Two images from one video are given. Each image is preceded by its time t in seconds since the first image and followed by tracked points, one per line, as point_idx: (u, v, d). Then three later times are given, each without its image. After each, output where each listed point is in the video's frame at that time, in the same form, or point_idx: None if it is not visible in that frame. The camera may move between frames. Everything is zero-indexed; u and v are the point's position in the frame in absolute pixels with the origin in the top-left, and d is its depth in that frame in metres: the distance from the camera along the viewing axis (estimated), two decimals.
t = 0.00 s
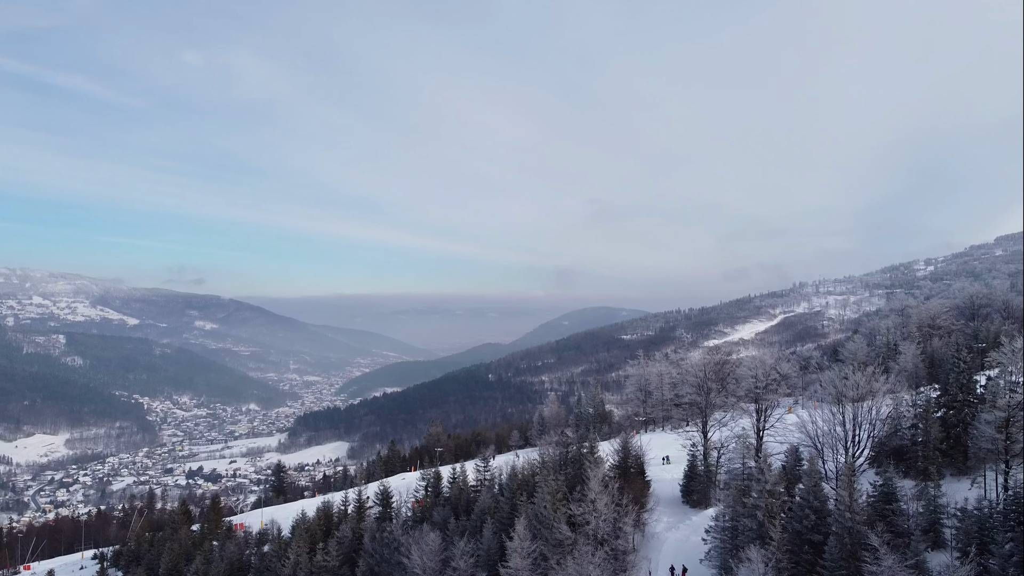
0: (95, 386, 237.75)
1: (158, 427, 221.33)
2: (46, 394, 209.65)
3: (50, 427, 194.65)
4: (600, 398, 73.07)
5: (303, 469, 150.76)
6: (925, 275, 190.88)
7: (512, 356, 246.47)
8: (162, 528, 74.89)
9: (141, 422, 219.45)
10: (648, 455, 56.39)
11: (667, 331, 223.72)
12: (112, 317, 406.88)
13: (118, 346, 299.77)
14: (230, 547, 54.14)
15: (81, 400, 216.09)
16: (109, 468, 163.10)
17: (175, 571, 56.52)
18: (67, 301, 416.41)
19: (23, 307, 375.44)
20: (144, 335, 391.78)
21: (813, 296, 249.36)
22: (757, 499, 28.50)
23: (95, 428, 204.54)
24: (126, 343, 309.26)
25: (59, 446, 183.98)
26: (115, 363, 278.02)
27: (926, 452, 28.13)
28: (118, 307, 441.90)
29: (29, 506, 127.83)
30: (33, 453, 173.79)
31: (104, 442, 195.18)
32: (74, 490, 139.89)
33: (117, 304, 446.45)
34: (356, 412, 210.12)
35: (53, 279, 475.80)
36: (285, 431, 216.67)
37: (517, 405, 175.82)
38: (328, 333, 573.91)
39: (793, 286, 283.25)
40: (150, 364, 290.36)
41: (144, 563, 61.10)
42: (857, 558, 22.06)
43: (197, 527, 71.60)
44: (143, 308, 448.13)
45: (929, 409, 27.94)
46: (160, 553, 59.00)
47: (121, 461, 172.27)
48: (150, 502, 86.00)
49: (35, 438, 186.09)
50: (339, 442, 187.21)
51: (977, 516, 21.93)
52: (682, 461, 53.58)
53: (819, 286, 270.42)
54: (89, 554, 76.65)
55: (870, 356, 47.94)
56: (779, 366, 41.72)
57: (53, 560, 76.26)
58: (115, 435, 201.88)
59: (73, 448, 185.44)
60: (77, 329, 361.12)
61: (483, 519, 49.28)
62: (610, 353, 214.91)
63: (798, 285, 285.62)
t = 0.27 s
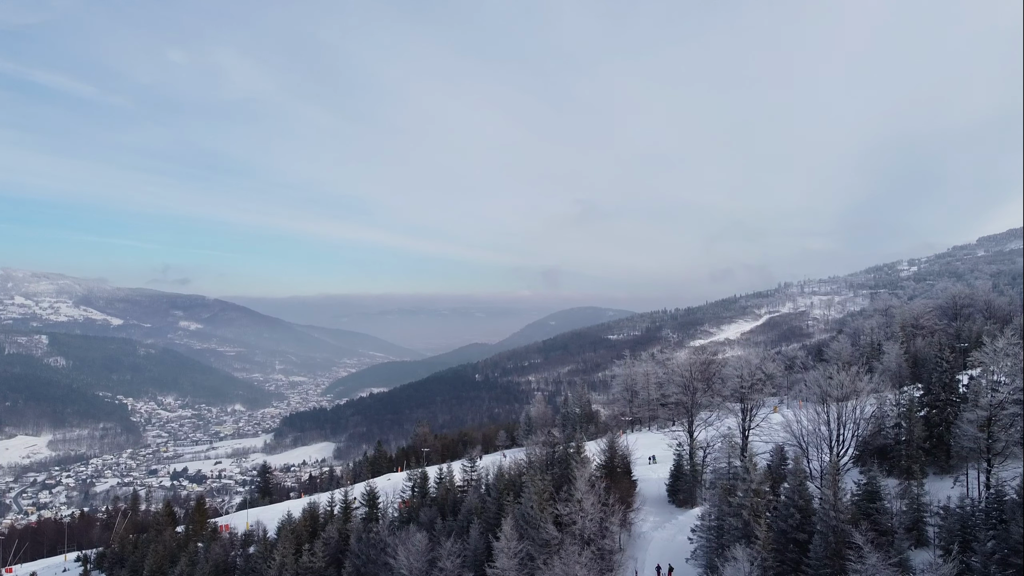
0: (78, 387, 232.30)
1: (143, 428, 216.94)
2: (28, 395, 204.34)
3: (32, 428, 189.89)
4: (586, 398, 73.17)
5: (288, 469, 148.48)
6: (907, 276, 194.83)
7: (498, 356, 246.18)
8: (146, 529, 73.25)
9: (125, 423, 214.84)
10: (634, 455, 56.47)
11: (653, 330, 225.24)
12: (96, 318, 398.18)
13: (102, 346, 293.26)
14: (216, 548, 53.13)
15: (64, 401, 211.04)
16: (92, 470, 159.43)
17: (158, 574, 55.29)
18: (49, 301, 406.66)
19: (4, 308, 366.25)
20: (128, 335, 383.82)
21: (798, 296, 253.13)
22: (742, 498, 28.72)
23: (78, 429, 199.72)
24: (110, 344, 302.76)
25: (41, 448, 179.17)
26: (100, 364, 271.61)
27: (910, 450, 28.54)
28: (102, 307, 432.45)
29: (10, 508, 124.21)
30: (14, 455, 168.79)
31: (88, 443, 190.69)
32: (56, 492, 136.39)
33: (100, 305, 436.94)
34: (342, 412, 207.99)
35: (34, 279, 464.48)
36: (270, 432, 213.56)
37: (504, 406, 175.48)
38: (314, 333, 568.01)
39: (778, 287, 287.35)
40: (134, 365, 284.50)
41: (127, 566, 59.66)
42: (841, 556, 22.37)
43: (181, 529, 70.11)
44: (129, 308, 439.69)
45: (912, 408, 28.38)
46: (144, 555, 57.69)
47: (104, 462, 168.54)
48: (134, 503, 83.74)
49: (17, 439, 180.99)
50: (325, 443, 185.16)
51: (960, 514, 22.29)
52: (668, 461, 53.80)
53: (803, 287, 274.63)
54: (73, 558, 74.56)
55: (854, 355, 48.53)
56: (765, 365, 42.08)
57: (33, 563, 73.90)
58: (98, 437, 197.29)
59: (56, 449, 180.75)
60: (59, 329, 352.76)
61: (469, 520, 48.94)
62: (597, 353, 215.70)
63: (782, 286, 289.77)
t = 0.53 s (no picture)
0: (60, 387, 226.96)
1: (127, 428, 212.72)
2: (9, 396, 199.10)
3: (13, 429, 185.15)
4: (573, 398, 73.35)
5: (274, 470, 146.38)
6: (890, 276, 198.43)
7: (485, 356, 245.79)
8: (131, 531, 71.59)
9: (108, 423, 210.29)
10: (621, 454, 56.58)
11: (639, 330, 226.67)
12: (80, 318, 389.37)
13: (85, 346, 286.80)
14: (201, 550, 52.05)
15: (46, 402, 206.08)
16: (74, 471, 155.79)
17: None
18: (31, 301, 396.82)
19: None
20: (113, 335, 376.15)
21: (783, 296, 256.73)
22: (728, 498, 28.86)
23: (61, 430, 195.11)
24: (93, 344, 296.33)
25: (22, 449, 174.77)
26: (83, 364, 265.72)
27: (893, 449, 28.96)
28: (85, 307, 423.14)
29: None
30: None
31: (70, 444, 186.33)
32: (38, 494, 132.97)
33: (83, 305, 427.43)
34: (329, 413, 205.79)
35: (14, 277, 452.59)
36: (256, 433, 210.49)
37: (491, 406, 175.08)
38: (300, 334, 561.84)
39: (763, 287, 291.19)
40: (118, 365, 278.74)
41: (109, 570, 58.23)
42: (825, 554, 22.62)
43: (166, 531, 68.56)
44: (113, 308, 431.34)
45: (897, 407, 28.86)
46: (128, 558, 56.44)
47: (88, 464, 164.85)
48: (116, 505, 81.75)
49: None
50: (311, 443, 183.08)
51: (943, 513, 22.65)
52: (655, 460, 54.05)
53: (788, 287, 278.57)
54: (55, 559, 72.39)
55: (838, 354, 49.15)
56: (750, 365, 42.43)
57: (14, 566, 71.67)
58: (81, 438, 192.97)
59: (37, 451, 176.32)
60: (41, 329, 344.42)
61: (456, 520, 48.58)
62: (584, 353, 216.45)
63: (767, 287, 293.62)
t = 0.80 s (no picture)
0: (43, 388, 221.73)
1: (111, 429, 208.37)
2: None
3: None
4: (559, 398, 73.36)
5: (259, 471, 144.23)
6: (874, 278, 201.75)
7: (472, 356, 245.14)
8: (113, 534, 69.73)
9: (91, 424, 205.84)
10: (607, 454, 56.67)
11: (626, 330, 227.78)
12: (63, 317, 380.35)
13: (67, 346, 280.35)
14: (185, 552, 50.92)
15: (27, 403, 201.07)
16: (56, 473, 152.21)
17: None
18: (12, 300, 386.94)
19: None
20: (96, 335, 368.14)
21: (768, 296, 260.09)
22: (714, 497, 29.02)
23: (42, 430, 190.55)
24: (75, 343, 289.77)
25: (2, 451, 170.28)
26: (65, 364, 259.75)
27: (876, 448, 29.32)
28: (67, 307, 413.82)
29: None
30: None
31: (52, 445, 182.09)
32: (18, 497, 129.66)
33: (66, 304, 417.88)
34: (315, 413, 203.48)
35: None
36: (241, 433, 207.25)
37: (478, 406, 174.48)
38: (286, 334, 555.10)
39: (748, 287, 294.75)
40: (102, 365, 272.89)
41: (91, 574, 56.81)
42: (810, 552, 22.86)
43: (150, 533, 67.03)
44: (96, 308, 422.53)
45: (880, 407, 29.36)
46: (111, 560, 55.11)
47: (70, 466, 161.21)
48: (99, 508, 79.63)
49: None
50: (297, 444, 180.89)
51: (926, 511, 23.01)
52: (641, 460, 54.21)
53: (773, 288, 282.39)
54: (37, 561, 70.04)
55: (822, 354, 49.77)
56: (735, 365, 42.70)
57: None
58: (64, 439, 188.63)
59: (17, 452, 172.01)
60: (22, 328, 335.88)
61: (443, 520, 48.16)
62: (570, 353, 216.91)
63: (752, 287, 297.28)
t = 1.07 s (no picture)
0: (24, 389, 216.54)
1: (94, 430, 204.16)
2: None
3: None
4: (546, 398, 73.32)
5: (244, 472, 142.07)
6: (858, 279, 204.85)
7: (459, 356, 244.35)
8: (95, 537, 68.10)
9: (74, 425, 201.54)
10: (593, 454, 56.75)
11: (613, 331, 228.78)
12: (46, 318, 371.03)
13: (50, 346, 273.92)
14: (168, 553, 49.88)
15: (8, 404, 196.18)
16: (37, 475, 148.78)
17: None
18: None
19: None
20: (79, 335, 360.35)
21: (753, 297, 263.24)
22: (700, 496, 29.18)
23: (24, 432, 186.07)
24: (58, 344, 283.20)
25: None
26: (47, 364, 253.78)
27: (861, 447, 29.73)
28: (50, 306, 404.37)
29: None
30: None
31: (34, 447, 177.98)
32: None
33: (49, 304, 408.16)
34: (301, 413, 201.22)
35: None
36: (227, 434, 204.13)
37: (465, 406, 173.84)
38: (272, 334, 548.31)
39: (734, 288, 298.01)
40: (86, 365, 266.89)
41: None
42: (796, 551, 23.07)
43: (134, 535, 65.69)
44: (79, 308, 414.47)
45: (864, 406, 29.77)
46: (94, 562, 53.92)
47: (52, 467, 157.72)
48: (84, 509, 77.73)
49: None
50: (283, 445, 178.65)
51: (909, 510, 23.37)
52: (627, 459, 54.39)
53: (758, 288, 285.91)
54: (18, 565, 67.62)
55: (807, 354, 50.37)
56: (721, 365, 43.01)
57: None
58: (46, 440, 184.40)
59: None
60: (3, 328, 327.26)
61: (429, 520, 47.78)
62: (557, 353, 217.27)
63: (738, 287, 300.60)
